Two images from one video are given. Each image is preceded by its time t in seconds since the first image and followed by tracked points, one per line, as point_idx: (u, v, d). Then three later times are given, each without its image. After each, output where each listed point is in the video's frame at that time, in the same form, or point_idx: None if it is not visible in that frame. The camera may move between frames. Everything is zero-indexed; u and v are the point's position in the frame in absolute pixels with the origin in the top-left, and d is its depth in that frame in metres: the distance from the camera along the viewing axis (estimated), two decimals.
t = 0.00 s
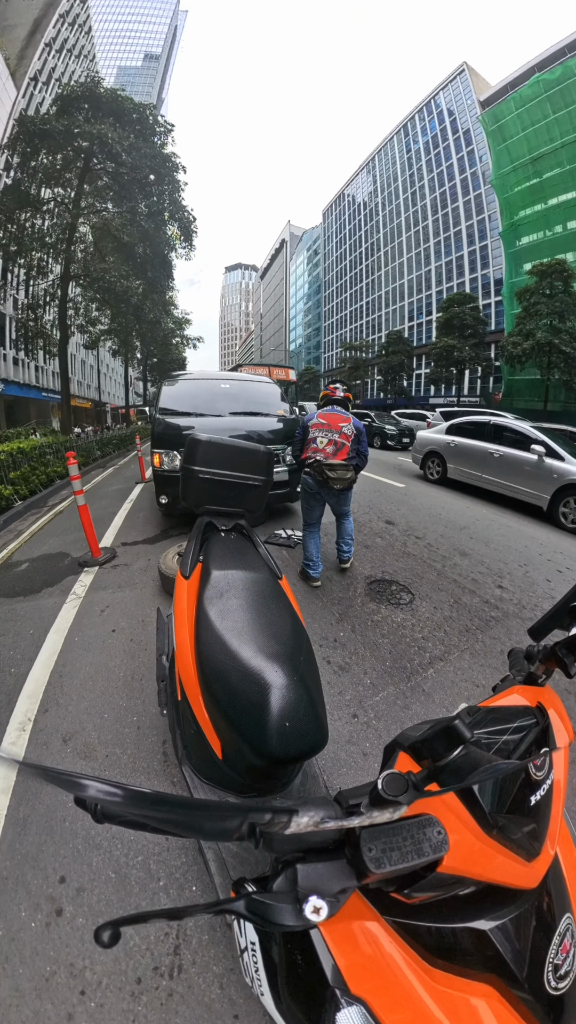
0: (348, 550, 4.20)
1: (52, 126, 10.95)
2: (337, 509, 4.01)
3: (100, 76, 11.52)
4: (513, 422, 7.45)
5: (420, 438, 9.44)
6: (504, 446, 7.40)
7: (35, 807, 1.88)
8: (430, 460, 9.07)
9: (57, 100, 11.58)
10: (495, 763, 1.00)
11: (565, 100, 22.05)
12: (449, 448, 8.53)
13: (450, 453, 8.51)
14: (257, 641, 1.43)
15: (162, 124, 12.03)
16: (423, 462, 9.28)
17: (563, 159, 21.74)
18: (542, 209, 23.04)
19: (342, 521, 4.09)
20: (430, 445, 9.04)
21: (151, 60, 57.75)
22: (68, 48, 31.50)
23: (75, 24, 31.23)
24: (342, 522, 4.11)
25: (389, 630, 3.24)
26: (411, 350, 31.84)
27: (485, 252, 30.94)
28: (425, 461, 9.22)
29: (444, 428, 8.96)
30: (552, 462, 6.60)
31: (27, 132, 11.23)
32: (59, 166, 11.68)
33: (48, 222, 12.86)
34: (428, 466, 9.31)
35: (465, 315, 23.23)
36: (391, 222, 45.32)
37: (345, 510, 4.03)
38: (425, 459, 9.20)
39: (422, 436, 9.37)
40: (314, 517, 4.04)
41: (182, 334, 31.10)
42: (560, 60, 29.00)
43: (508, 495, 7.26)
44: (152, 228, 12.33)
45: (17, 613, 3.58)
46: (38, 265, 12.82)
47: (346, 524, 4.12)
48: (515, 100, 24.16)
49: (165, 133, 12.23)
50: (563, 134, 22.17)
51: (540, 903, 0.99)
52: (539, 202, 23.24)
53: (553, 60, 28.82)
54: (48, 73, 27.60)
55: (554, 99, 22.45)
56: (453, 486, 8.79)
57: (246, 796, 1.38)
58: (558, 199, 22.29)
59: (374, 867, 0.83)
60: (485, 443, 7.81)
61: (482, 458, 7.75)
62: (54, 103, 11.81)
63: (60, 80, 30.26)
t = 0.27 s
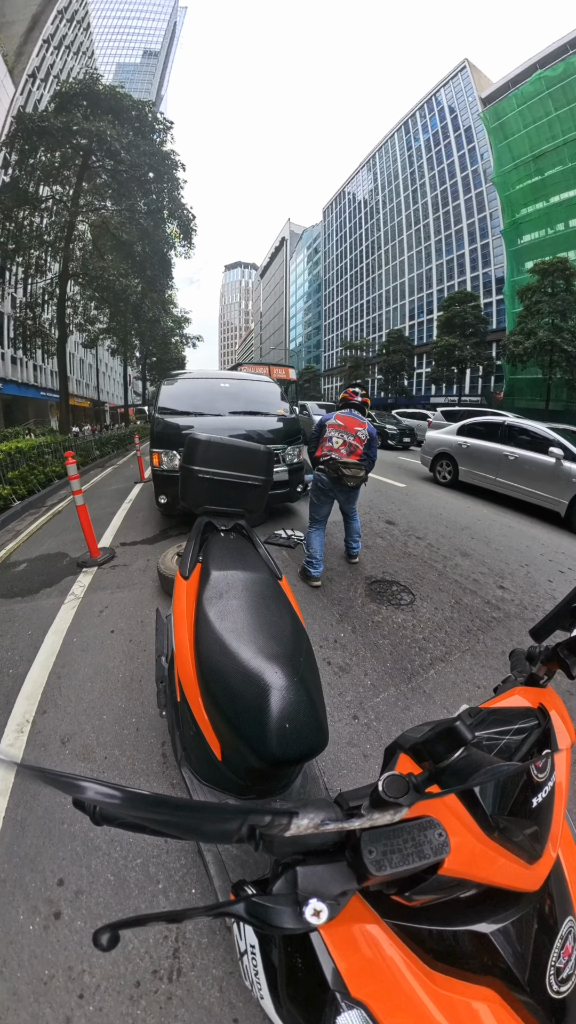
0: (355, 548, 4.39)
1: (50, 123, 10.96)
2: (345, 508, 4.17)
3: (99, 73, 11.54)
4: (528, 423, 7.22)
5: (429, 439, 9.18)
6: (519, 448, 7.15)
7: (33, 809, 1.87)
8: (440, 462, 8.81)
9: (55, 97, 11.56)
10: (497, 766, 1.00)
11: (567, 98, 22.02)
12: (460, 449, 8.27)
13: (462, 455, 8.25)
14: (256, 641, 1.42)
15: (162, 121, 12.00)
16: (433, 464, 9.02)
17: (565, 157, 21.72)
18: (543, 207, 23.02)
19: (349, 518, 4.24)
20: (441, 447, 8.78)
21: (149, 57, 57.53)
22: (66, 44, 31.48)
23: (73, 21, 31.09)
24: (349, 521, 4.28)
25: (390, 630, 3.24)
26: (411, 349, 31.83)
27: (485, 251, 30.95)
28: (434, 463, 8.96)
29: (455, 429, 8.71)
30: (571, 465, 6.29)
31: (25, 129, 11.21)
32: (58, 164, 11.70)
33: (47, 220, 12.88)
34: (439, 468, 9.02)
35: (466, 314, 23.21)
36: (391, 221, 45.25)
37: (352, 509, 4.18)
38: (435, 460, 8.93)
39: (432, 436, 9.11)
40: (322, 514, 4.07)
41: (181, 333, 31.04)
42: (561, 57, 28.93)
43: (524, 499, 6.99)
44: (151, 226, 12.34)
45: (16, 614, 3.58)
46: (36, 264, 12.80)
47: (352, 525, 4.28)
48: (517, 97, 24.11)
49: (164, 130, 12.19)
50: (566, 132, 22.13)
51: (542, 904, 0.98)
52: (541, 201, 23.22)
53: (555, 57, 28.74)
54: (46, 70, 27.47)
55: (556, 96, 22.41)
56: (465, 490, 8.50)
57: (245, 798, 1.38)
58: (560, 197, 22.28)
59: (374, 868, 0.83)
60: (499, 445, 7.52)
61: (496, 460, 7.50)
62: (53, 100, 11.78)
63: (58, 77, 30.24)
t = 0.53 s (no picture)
0: (355, 546, 4.38)
1: (48, 120, 10.96)
2: (350, 504, 4.19)
3: (98, 70, 11.54)
4: (543, 424, 6.95)
5: (439, 440, 8.94)
6: (535, 450, 6.87)
7: (31, 812, 1.86)
8: (451, 464, 8.56)
9: (53, 94, 11.53)
10: (498, 767, 0.99)
11: (569, 95, 21.96)
12: (472, 451, 8.02)
13: (474, 457, 7.99)
14: (256, 642, 1.42)
15: (161, 119, 11.98)
16: (443, 466, 8.77)
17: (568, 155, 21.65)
18: (545, 205, 22.99)
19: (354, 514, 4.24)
20: (451, 449, 8.53)
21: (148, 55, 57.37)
22: (64, 41, 31.45)
23: (70, 18, 31.01)
24: (352, 520, 4.28)
25: (390, 631, 3.23)
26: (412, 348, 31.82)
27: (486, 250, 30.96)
28: (445, 465, 8.72)
29: (466, 430, 8.46)
30: None
31: (24, 126, 11.20)
32: (56, 161, 11.74)
33: (45, 218, 12.89)
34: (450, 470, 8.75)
35: (467, 312, 23.21)
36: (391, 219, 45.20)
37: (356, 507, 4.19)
38: (446, 462, 8.68)
39: (442, 438, 8.87)
40: (329, 505, 4.08)
41: (180, 332, 31.02)
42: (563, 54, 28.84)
43: (540, 505, 6.70)
44: (150, 224, 12.33)
45: (15, 614, 3.57)
46: (34, 262, 12.78)
47: (356, 524, 4.28)
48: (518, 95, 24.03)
49: (163, 127, 12.18)
50: (567, 129, 22.06)
51: (543, 907, 0.98)
52: (543, 198, 23.18)
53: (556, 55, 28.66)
54: (44, 66, 27.37)
55: (558, 93, 22.34)
56: (476, 493, 8.22)
57: (245, 800, 1.37)
58: (562, 195, 22.24)
59: (375, 871, 0.82)
60: (513, 447, 7.24)
61: (509, 462, 7.24)
62: (51, 97, 11.76)
63: (56, 74, 30.21)
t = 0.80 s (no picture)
0: (355, 546, 4.36)
1: (47, 118, 10.97)
2: (354, 502, 4.19)
3: (97, 68, 11.56)
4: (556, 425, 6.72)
5: (448, 441, 8.66)
6: (549, 453, 6.64)
7: (29, 814, 1.85)
8: (460, 466, 8.29)
9: (52, 90, 11.51)
10: (499, 768, 0.99)
11: (570, 92, 21.92)
12: (483, 453, 7.75)
13: (485, 459, 7.72)
14: (256, 642, 1.41)
15: (160, 116, 12.00)
16: (452, 468, 8.51)
17: (570, 152, 21.62)
18: (547, 203, 22.97)
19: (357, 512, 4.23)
20: (461, 450, 8.25)
21: (146, 51, 57.19)
22: (63, 38, 31.50)
23: (68, 14, 30.90)
24: (354, 519, 4.29)
25: (391, 631, 3.23)
26: (412, 347, 31.82)
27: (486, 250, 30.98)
28: (454, 467, 8.45)
29: (476, 430, 8.18)
30: None
31: (22, 124, 11.20)
32: (55, 159, 11.76)
33: (43, 216, 12.87)
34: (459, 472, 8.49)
35: (469, 311, 23.21)
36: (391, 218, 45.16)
37: (359, 505, 4.20)
38: (455, 464, 8.41)
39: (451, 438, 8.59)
40: (333, 501, 4.08)
41: (179, 331, 31.00)
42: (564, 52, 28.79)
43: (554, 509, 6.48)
44: (149, 222, 12.34)
45: (13, 615, 3.56)
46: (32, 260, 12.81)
47: (358, 524, 4.28)
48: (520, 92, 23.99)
49: (163, 125, 12.19)
50: (569, 126, 22.03)
51: (545, 911, 0.97)
52: (545, 196, 23.16)
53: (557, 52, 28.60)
54: (42, 62, 27.26)
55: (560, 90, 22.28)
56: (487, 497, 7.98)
57: (244, 801, 1.36)
58: (564, 193, 22.22)
59: (376, 873, 0.81)
60: (527, 449, 7.00)
61: (522, 465, 6.98)
62: (49, 94, 11.75)
63: (55, 71, 30.25)
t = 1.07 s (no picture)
0: (355, 547, 4.35)
1: (45, 115, 10.95)
2: (356, 502, 4.18)
3: (95, 64, 11.51)
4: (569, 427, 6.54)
5: (456, 441, 8.48)
6: (561, 455, 6.46)
7: (28, 816, 1.84)
8: (469, 468, 8.14)
9: (50, 87, 11.49)
10: (501, 770, 0.98)
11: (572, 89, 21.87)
12: (493, 455, 7.59)
13: (494, 461, 7.56)
14: (256, 643, 1.40)
15: (159, 113, 11.98)
16: (460, 470, 8.36)
17: (571, 149, 21.58)
18: (549, 201, 22.92)
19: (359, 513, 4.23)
20: (470, 452, 8.09)
21: (145, 49, 57.10)
22: (61, 35, 31.39)
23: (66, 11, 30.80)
24: (355, 519, 4.29)
25: (392, 632, 3.22)
26: (413, 346, 31.79)
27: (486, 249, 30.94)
28: (462, 468, 8.29)
29: (486, 431, 7.99)
30: None
31: (20, 120, 11.17)
32: (53, 156, 11.74)
33: (41, 214, 12.85)
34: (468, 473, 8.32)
35: (470, 310, 23.20)
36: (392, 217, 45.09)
37: (361, 506, 4.19)
38: (463, 466, 8.26)
39: (460, 438, 8.41)
40: (335, 501, 4.07)
41: (179, 329, 30.97)
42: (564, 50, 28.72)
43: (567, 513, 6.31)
44: (148, 220, 12.31)
45: (12, 616, 3.55)
46: (31, 259, 12.82)
47: (359, 524, 4.28)
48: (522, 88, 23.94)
49: (162, 122, 12.17)
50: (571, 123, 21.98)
51: (547, 914, 0.96)
52: (547, 194, 23.10)
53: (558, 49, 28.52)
54: (40, 59, 27.18)
55: (562, 86, 22.23)
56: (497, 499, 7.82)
57: (244, 803, 1.35)
58: (565, 191, 22.17)
59: (376, 876, 0.81)
60: (538, 451, 6.83)
61: (534, 469, 6.83)
62: (47, 91, 11.72)
63: (53, 68, 30.15)
